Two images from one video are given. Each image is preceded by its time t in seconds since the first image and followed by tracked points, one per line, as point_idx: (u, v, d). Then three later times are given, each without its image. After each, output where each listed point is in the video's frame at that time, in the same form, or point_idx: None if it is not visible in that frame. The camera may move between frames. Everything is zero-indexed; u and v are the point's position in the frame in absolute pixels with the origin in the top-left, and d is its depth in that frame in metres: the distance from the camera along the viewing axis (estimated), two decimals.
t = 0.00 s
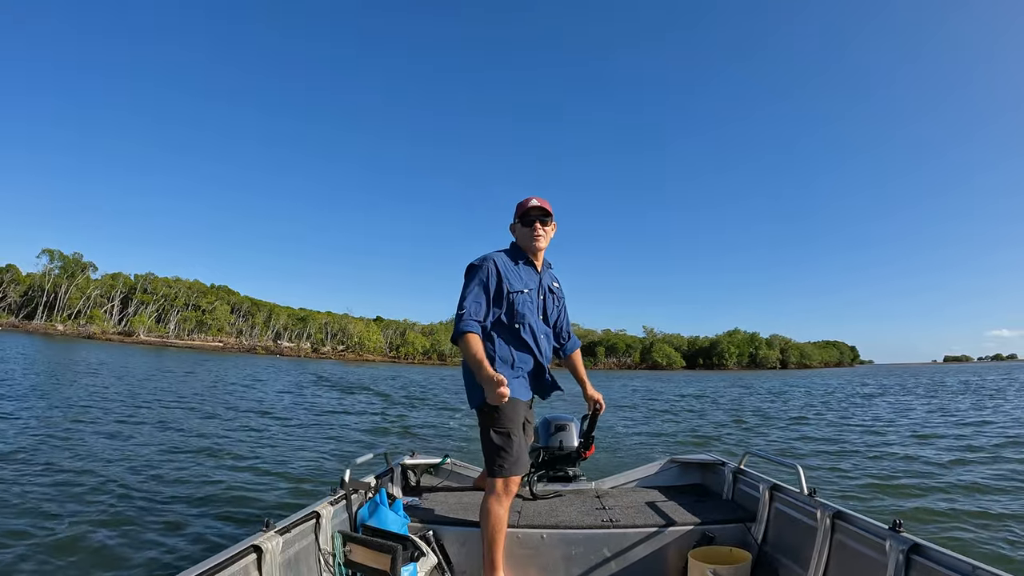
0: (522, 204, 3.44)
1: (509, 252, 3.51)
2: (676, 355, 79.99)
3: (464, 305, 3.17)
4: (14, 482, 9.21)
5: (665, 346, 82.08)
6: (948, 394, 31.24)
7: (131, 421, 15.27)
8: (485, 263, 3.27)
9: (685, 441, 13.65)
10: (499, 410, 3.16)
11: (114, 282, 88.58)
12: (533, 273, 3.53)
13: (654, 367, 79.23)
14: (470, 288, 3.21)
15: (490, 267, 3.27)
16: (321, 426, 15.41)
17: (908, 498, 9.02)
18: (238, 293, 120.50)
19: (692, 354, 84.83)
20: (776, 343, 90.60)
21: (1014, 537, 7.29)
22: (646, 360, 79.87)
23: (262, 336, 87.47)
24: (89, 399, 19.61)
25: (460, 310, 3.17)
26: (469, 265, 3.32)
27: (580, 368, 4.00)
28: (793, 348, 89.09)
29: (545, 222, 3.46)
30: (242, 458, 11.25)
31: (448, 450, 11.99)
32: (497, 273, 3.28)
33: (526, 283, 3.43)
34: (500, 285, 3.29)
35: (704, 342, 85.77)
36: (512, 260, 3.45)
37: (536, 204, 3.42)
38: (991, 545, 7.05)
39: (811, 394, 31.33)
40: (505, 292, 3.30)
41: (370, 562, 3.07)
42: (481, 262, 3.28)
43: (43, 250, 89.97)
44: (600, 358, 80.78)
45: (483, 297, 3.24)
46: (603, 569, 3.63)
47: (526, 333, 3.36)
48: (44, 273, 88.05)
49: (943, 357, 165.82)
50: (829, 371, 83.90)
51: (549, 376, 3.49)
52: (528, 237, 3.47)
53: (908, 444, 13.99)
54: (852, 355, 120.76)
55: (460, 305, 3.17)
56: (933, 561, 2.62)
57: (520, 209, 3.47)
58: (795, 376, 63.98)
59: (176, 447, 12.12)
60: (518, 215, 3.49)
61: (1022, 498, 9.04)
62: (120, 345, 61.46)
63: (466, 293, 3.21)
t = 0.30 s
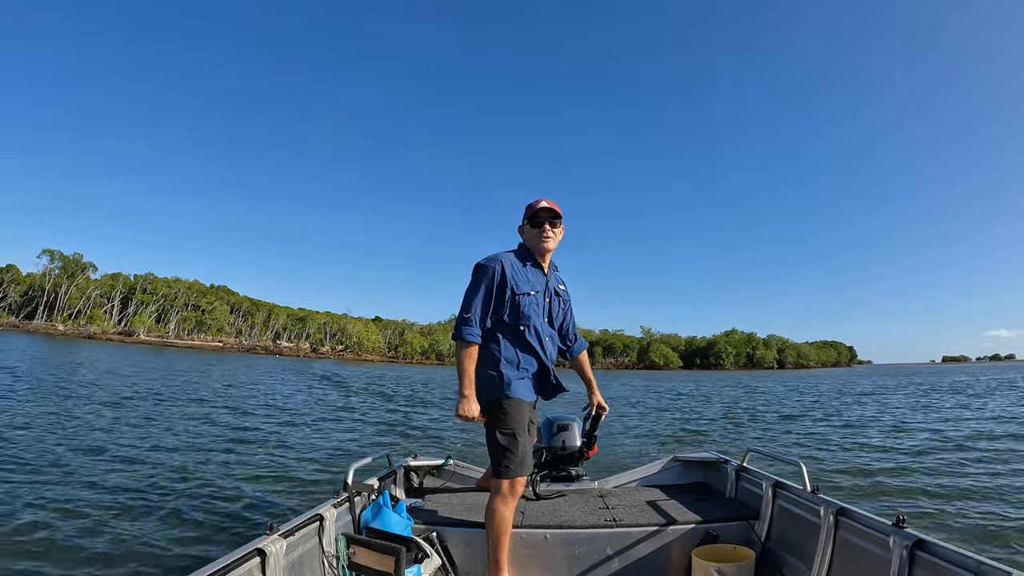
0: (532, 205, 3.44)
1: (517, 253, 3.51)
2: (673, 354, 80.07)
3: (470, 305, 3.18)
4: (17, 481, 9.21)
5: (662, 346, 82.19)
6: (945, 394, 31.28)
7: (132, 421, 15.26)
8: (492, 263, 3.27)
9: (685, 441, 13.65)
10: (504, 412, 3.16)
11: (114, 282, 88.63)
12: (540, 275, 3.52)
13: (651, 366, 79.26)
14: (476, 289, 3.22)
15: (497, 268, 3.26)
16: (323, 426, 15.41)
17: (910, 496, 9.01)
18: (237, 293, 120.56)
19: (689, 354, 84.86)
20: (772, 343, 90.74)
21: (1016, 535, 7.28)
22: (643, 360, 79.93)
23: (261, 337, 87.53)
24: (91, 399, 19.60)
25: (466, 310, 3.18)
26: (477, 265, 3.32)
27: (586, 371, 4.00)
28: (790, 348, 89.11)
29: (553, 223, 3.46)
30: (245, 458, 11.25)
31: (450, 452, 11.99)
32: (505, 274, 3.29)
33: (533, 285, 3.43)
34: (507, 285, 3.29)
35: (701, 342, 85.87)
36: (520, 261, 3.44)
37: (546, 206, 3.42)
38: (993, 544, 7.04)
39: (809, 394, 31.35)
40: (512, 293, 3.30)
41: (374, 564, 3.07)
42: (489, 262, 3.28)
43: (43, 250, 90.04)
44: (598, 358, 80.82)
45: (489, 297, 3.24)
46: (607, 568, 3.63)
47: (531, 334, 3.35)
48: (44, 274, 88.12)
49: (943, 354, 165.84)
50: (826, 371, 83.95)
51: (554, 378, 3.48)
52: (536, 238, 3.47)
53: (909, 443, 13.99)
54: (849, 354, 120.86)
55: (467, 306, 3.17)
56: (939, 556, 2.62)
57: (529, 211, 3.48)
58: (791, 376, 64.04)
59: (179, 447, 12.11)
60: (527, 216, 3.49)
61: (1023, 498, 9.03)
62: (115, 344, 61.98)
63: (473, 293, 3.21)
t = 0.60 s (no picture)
0: (534, 209, 3.44)
1: (519, 256, 3.50)
2: (671, 354, 80.16)
3: (471, 306, 3.17)
4: (16, 482, 9.18)
5: (659, 346, 82.27)
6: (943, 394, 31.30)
7: (132, 421, 15.23)
8: (493, 265, 3.26)
9: (684, 441, 13.65)
10: (503, 414, 3.16)
11: (114, 282, 88.66)
12: (541, 278, 3.51)
13: (648, 367, 79.38)
14: (477, 290, 3.21)
15: (498, 270, 3.26)
16: (322, 427, 15.38)
17: (910, 496, 9.00)
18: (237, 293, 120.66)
19: (687, 354, 84.97)
20: (769, 343, 90.87)
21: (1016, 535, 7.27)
22: (640, 360, 80.04)
23: (260, 337, 87.56)
24: (89, 399, 19.57)
25: (466, 312, 3.17)
26: (478, 266, 3.31)
27: (585, 376, 4.00)
28: (787, 348, 89.12)
29: (555, 227, 3.46)
30: (245, 458, 11.23)
31: (449, 452, 11.98)
32: (506, 276, 3.28)
33: (534, 288, 3.43)
34: (508, 287, 3.28)
35: (698, 342, 85.98)
36: (521, 264, 3.44)
37: (548, 209, 3.42)
38: (994, 542, 7.03)
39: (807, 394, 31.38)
40: (512, 295, 3.30)
41: (373, 565, 3.07)
42: (490, 263, 3.27)
43: (44, 250, 90.16)
44: (595, 359, 80.89)
45: (490, 299, 3.24)
46: (607, 570, 3.62)
47: (531, 337, 3.35)
48: (44, 274, 88.21)
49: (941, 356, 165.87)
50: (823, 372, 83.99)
51: (552, 381, 3.48)
52: (538, 242, 3.47)
53: (907, 444, 14.01)
54: (847, 355, 120.94)
55: (468, 307, 3.16)
56: (939, 560, 2.61)
57: (531, 214, 3.47)
58: (788, 376, 64.09)
59: (179, 447, 12.09)
60: (529, 219, 3.49)
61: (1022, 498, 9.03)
62: (114, 344, 62.00)
63: (473, 295, 3.20)
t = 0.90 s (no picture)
0: (538, 210, 3.43)
1: (521, 257, 3.50)
2: (668, 354, 80.22)
3: (476, 306, 3.16)
4: (15, 482, 9.18)
5: (657, 346, 82.32)
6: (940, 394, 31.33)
7: (131, 421, 15.21)
8: (498, 265, 3.26)
9: (683, 441, 13.67)
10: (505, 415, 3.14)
11: (113, 283, 88.70)
12: (544, 279, 3.51)
13: (645, 366, 79.45)
14: (482, 291, 3.20)
15: (503, 270, 3.25)
16: (322, 427, 15.37)
17: (908, 497, 9.01)
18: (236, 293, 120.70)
19: (683, 354, 85.13)
20: (766, 343, 90.91)
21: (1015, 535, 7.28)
22: (637, 360, 80.10)
23: (258, 337, 87.58)
24: (87, 398, 19.57)
25: (472, 313, 3.16)
26: (482, 267, 3.30)
27: (584, 377, 4.01)
28: (784, 348, 89.14)
29: (558, 229, 3.46)
30: (244, 458, 11.22)
31: (449, 452, 11.98)
32: (510, 277, 3.27)
33: (537, 288, 3.43)
34: (512, 288, 3.28)
35: (695, 342, 86.06)
36: (524, 265, 3.44)
37: (551, 211, 3.41)
38: (993, 542, 7.04)
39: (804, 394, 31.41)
40: (516, 296, 3.29)
41: (373, 566, 3.07)
42: (495, 264, 3.26)
43: (43, 251, 90.27)
44: (592, 359, 80.92)
45: (495, 299, 3.23)
46: (607, 571, 3.62)
47: (534, 338, 3.35)
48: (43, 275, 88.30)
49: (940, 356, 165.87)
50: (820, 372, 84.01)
51: (553, 382, 3.48)
52: (541, 243, 3.47)
53: (905, 444, 14.02)
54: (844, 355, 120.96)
55: (472, 308, 3.15)
56: (940, 561, 2.61)
57: (534, 215, 3.47)
58: (784, 376, 64.10)
59: (179, 447, 12.07)
60: (533, 221, 3.48)
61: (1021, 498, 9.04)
62: (111, 345, 62.03)
63: (478, 295, 3.19)
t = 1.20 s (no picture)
0: (540, 209, 3.42)
1: (523, 255, 3.50)
2: (664, 354, 80.30)
3: (480, 304, 3.14)
4: (15, 481, 9.18)
5: (654, 346, 82.40)
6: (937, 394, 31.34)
7: (130, 421, 15.20)
8: (501, 263, 3.25)
9: (681, 440, 13.69)
10: (507, 413, 3.14)
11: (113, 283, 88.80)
12: (545, 278, 3.52)
13: (641, 366, 79.56)
14: (485, 288, 3.19)
15: (506, 268, 3.25)
16: (323, 427, 15.35)
17: (907, 496, 9.02)
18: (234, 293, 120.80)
19: (680, 353, 85.17)
20: (763, 343, 91.04)
21: (1013, 535, 7.29)
22: (633, 360, 80.19)
23: (256, 337, 87.64)
24: (85, 398, 19.55)
25: (476, 310, 3.14)
26: (484, 265, 3.30)
27: (584, 375, 4.01)
28: (781, 348, 89.21)
29: (561, 228, 3.45)
30: (244, 458, 11.21)
31: (448, 451, 11.99)
32: (513, 275, 3.27)
33: (539, 287, 3.43)
34: (515, 286, 3.27)
35: (692, 342, 86.16)
36: (526, 263, 3.44)
37: (553, 210, 3.41)
38: (991, 541, 7.05)
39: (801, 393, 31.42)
40: (520, 295, 3.30)
41: (374, 564, 3.07)
42: (498, 262, 3.26)
43: (43, 251, 90.37)
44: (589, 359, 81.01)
45: (499, 297, 3.22)
46: (608, 569, 3.63)
47: (536, 336, 3.36)
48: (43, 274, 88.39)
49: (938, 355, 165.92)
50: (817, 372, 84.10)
51: (555, 380, 3.48)
52: (544, 241, 3.46)
53: (903, 442, 14.03)
54: (841, 354, 121.05)
55: (476, 305, 3.14)
56: (941, 560, 2.61)
57: (537, 214, 3.46)
58: (780, 376, 64.14)
59: (178, 447, 12.06)
60: (535, 219, 3.48)
61: (1018, 497, 9.05)
62: (110, 344, 62.11)
63: (481, 293, 3.18)
